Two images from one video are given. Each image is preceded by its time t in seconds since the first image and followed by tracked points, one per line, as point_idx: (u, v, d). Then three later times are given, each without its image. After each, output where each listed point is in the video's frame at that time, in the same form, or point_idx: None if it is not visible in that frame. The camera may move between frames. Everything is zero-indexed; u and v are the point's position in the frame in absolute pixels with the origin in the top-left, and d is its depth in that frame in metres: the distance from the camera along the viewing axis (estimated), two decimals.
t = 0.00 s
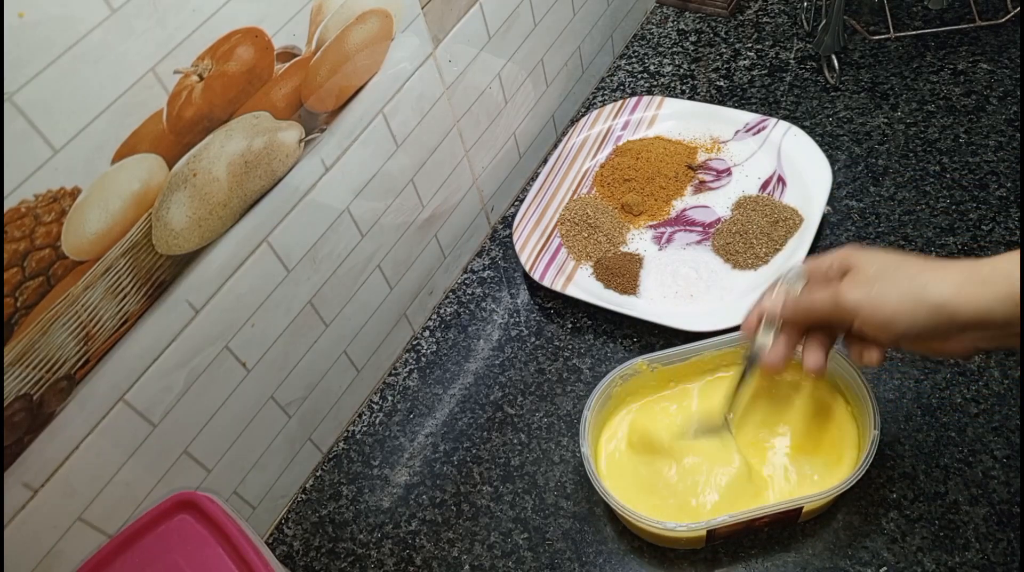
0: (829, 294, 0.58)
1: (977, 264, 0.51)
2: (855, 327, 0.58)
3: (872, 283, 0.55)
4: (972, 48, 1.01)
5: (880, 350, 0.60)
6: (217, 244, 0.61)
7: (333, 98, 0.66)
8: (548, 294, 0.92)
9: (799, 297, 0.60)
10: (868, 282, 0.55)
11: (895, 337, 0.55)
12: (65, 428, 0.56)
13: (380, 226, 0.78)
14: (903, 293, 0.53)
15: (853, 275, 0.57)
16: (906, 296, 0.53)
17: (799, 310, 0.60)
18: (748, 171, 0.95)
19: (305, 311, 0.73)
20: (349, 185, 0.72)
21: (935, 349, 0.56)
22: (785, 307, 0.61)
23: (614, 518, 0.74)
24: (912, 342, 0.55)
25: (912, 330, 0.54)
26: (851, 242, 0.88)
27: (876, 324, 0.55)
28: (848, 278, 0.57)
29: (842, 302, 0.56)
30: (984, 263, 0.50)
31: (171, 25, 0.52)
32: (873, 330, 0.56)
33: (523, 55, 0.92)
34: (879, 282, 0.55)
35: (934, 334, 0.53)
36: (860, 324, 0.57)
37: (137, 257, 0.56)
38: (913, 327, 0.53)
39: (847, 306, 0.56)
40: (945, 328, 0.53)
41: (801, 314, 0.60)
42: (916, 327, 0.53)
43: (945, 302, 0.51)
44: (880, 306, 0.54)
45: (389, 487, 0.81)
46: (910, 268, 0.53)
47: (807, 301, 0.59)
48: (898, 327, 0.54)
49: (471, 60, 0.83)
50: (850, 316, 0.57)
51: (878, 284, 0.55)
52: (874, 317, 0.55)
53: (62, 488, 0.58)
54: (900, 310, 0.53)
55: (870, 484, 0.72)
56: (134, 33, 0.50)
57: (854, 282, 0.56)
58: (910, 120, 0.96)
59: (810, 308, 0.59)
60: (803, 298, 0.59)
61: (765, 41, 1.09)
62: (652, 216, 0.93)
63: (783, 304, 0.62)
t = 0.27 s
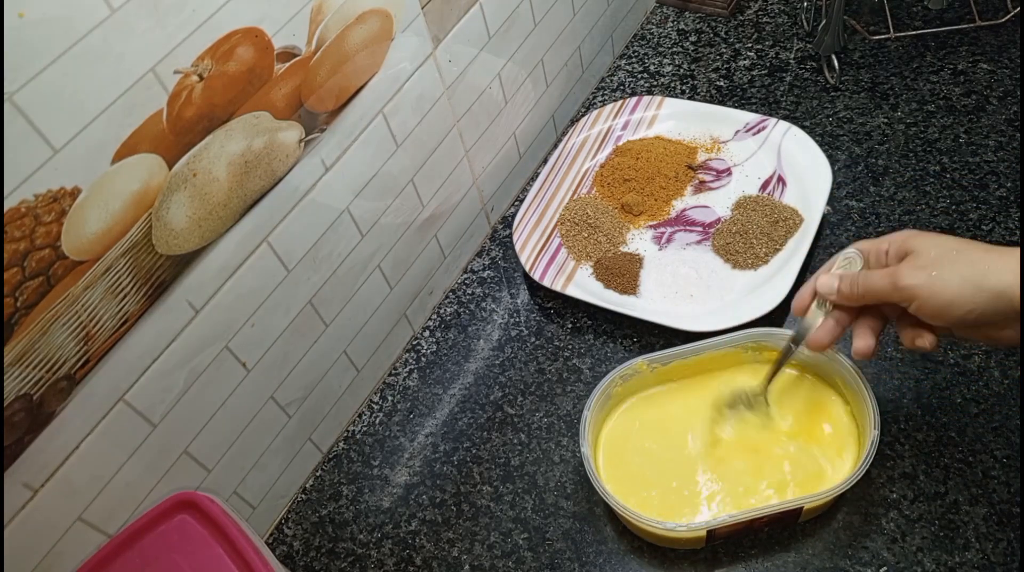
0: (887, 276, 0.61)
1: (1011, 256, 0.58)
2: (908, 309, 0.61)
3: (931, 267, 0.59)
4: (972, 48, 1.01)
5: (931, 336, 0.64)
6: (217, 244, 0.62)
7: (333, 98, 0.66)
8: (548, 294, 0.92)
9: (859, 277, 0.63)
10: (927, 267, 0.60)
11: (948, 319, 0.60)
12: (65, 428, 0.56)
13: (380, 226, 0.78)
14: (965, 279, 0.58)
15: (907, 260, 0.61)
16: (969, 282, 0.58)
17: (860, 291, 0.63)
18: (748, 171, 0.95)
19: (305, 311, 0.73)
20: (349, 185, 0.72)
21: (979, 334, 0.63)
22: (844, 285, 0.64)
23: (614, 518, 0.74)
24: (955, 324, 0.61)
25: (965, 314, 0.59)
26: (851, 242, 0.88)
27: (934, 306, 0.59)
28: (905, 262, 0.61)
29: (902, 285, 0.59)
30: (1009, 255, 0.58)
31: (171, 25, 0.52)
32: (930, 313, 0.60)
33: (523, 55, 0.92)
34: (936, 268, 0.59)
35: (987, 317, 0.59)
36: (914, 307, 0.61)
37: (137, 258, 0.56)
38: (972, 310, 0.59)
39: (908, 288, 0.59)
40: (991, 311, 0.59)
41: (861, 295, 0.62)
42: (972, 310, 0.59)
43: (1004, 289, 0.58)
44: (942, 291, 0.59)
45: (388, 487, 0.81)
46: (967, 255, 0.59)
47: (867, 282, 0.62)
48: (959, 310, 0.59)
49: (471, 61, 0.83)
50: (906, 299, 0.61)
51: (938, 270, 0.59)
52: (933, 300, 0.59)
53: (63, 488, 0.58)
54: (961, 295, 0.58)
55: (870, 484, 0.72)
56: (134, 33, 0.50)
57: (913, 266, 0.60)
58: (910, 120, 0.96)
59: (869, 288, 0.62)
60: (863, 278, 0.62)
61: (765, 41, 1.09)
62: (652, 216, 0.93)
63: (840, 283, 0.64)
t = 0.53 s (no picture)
0: (889, 287, 0.58)
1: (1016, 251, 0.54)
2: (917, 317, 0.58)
3: (933, 273, 0.56)
4: (972, 48, 1.01)
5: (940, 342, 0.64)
6: (217, 244, 0.61)
7: (333, 98, 0.66)
8: (548, 294, 0.92)
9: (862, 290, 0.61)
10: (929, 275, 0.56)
11: (959, 324, 0.57)
12: (65, 428, 0.56)
13: (380, 226, 0.78)
14: (968, 282, 0.54)
15: (910, 268, 0.58)
16: (973, 285, 0.54)
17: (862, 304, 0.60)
18: (748, 171, 0.95)
19: (305, 311, 0.73)
20: (349, 185, 0.72)
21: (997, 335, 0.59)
22: (846, 301, 0.62)
23: (614, 518, 0.74)
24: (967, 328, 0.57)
25: (975, 317, 0.56)
26: (851, 242, 0.88)
27: (941, 313, 0.56)
28: (907, 271, 0.58)
29: (905, 295, 0.57)
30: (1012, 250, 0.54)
31: (171, 25, 0.52)
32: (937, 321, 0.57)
33: (523, 55, 0.92)
34: (938, 273, 0.56)
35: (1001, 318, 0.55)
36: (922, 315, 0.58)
37: (137, 258, 0.56)
38: (982, 313, 0.55)
39: (911, 298, 0.56)
40: (1004, 312, 0.55)
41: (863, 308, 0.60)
42: (982, 313, 0.55)
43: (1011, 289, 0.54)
44: (947, 296, 0.55)
45: (389, 487, 0.81)
46: (971, 256, 0.55)
47: (868, 294, 0.60)
48: (964, 315, 0.55)
49: (471, 60, 0.83)
50: (912, 308, 0.58)
51: (941, 275, 0.55)
52: (939, 307, 0.56)
53: (63, 488, 0.58)
54: (966, 299, 0.55)
55: (870, 484, 0.72)
56: (134, 33, 0.50)
57: (915, 274, 0.57)
58: (910, 120, 0.96)
59: (872, 300, 0.59)
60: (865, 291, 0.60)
61: (765, 41, 1.09)
62: (652, 216, 0.93)
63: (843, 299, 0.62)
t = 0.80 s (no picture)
0: (880, 291, 0.59)
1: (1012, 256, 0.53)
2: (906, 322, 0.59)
3: (923, 279, 0.56)
4: (972, 48, 1.01)
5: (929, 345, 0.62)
6: (217, 244, 0.61)
7: (333, 98, 0.66)
8: (548, 294, 0.92)
9: (852, 293, 0.62)
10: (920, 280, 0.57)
11: (949, 331, 0.57)
12: (65, 428, 0.56)
13: (380, 226, 0.78)
14: (958, 289, 0.54)
15: (901, 271, 0.59)
16: (961, 292, 0.54)
17: (853, 307, 0.62)
18: (748, 171, 0.95)
19: (305, 311, 0.73)
20: (349, 185, 0.72)
21: (989, 343, 0.58)
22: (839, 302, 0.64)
23: (614, 518, 0.74)
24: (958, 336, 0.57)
25: (965, 325, 0.55)
26: (851, 242, 0.88)
27: (929, 319, 0.56)
28: (899, 275, 0.58)
29: (896, 299, 0.57)
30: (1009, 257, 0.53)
31: (171, 25, 0.52)
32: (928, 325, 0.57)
33: (523, 55, 0.92)
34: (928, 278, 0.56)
35: (992, 326, 0.54)
36: (912, 319, 0.58)
37: (137, 258, 0.56)
38: (968, 321, 0.55)
39: (901, 302, 0.57)
40: (994, 322, 0.54)
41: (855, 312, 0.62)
42: (970, 322, 0.55)
43: (1001, 298, 0.53)
44: (936, 303, 0.55)
45: (389, 486, 0.81)
46: (963, 263, 0.55)
47: (862, 298, 0.61)
48: (954, 321, 0.55)
49: (471, 61, 0.83)
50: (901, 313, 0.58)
51: (931, 280, 0.56)
52: (927, 313, 0.56)
53: (62, 488, 0.58)
54: (955, 306, 0.55)
55: (870, 484, 0.72)
56: (133, 33, 0.50)
57: (905, 278, 0.57)
58: (910, 120, 0.96)
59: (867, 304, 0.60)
60: (857, 297, 0.61)
61: (765, 41, 1.09)
62: (652, 216, 0.93)
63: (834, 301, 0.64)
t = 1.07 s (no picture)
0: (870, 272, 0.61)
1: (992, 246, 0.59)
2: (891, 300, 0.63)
3: (917, 267, 0.60)
4: (972, 48, 1.01)
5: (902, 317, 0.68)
6: (217, 243, 0.61)
7: (333, 98, 0.66)
8: (548, 294, 0.92)
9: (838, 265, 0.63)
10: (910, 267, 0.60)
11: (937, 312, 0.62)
12: (65, 428, 0.56)
13: (380, 226, 0.78)
14: (952, 279, 0.59)
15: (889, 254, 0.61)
16: (957, 282, 0.59)
17: (838, 281, 0.63)
18: (748, 171, 0.95)
19: (305, 311, 0.73)
20: (349, 185, 0.72)
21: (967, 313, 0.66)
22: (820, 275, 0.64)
23: (614, 518, 0.74)
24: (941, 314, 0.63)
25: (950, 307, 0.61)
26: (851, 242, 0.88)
27: (921, 303, 0.61)
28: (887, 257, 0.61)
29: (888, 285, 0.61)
30: (989, 244, 0.59)
31: (171, 25, 0.52)
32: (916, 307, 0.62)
33: (523, 55, 0.92)
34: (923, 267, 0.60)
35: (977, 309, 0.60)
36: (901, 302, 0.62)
37: (137, 258, 0.56)
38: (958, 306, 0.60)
39: (894, 288, 0.61)
40: (975, 305, 0.60)
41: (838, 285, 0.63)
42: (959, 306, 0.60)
43: (991, 286, 0.58)
44: (929, 289, 0.60)
45: (389, 487, 0.81)
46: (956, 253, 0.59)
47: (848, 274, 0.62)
48: (942, 305, 0.60)
49: (471, 61, 0.83)
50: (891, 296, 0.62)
51: (924, 269, 0.60)
52: (920, 299, 0.61)
53: (62, 488, 0.58)
54: (948, 294, 0.59)
55: (870, 484, 0.72)
56: (133, 33, 0.50)
57: (898, 264, 0.60)
58: (910, 120, 0.96)
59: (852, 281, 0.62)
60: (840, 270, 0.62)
61: (765, 41, 1.09)
62: (652, 216, 0.93)
63: (817, 271, 0.63)
